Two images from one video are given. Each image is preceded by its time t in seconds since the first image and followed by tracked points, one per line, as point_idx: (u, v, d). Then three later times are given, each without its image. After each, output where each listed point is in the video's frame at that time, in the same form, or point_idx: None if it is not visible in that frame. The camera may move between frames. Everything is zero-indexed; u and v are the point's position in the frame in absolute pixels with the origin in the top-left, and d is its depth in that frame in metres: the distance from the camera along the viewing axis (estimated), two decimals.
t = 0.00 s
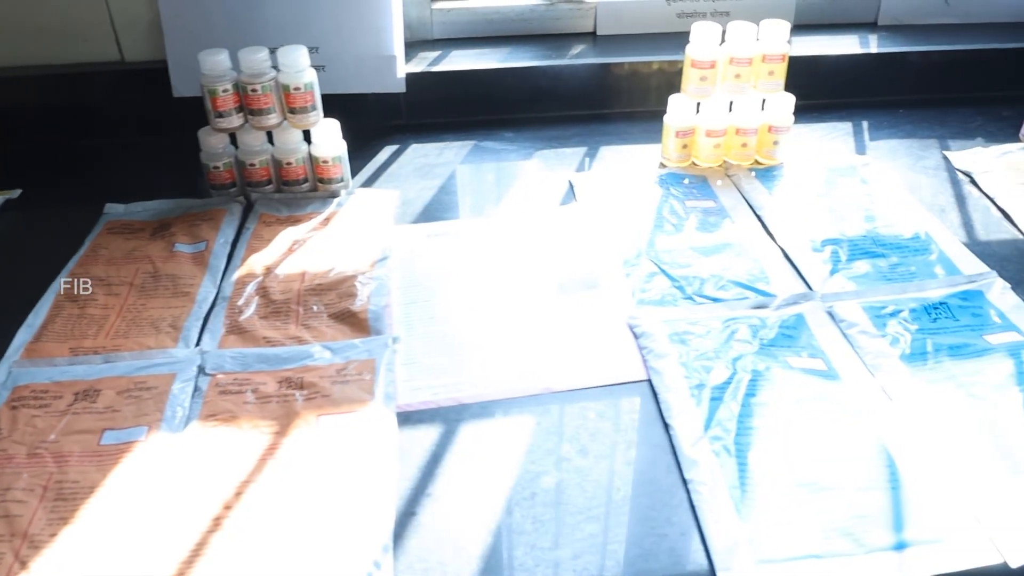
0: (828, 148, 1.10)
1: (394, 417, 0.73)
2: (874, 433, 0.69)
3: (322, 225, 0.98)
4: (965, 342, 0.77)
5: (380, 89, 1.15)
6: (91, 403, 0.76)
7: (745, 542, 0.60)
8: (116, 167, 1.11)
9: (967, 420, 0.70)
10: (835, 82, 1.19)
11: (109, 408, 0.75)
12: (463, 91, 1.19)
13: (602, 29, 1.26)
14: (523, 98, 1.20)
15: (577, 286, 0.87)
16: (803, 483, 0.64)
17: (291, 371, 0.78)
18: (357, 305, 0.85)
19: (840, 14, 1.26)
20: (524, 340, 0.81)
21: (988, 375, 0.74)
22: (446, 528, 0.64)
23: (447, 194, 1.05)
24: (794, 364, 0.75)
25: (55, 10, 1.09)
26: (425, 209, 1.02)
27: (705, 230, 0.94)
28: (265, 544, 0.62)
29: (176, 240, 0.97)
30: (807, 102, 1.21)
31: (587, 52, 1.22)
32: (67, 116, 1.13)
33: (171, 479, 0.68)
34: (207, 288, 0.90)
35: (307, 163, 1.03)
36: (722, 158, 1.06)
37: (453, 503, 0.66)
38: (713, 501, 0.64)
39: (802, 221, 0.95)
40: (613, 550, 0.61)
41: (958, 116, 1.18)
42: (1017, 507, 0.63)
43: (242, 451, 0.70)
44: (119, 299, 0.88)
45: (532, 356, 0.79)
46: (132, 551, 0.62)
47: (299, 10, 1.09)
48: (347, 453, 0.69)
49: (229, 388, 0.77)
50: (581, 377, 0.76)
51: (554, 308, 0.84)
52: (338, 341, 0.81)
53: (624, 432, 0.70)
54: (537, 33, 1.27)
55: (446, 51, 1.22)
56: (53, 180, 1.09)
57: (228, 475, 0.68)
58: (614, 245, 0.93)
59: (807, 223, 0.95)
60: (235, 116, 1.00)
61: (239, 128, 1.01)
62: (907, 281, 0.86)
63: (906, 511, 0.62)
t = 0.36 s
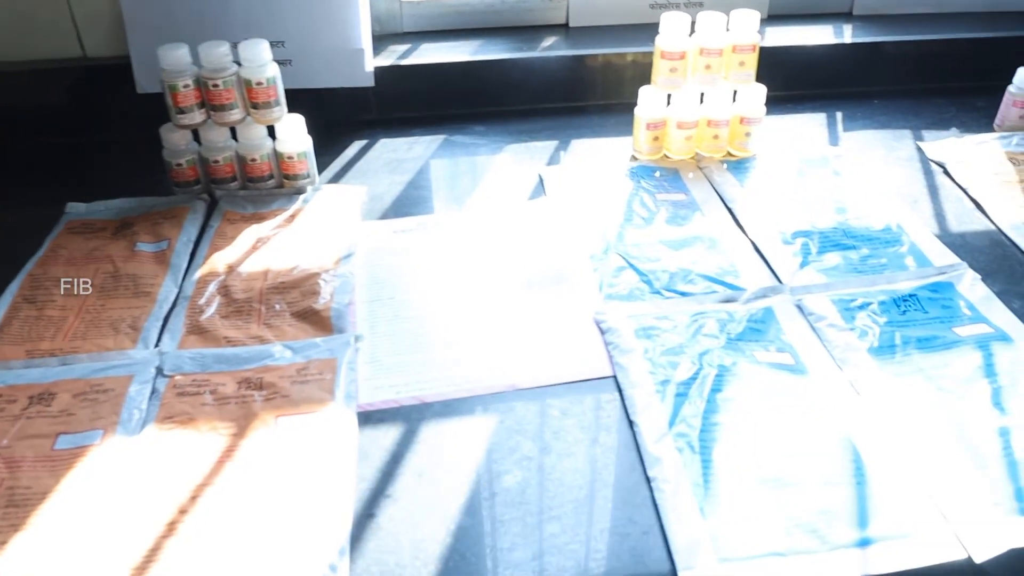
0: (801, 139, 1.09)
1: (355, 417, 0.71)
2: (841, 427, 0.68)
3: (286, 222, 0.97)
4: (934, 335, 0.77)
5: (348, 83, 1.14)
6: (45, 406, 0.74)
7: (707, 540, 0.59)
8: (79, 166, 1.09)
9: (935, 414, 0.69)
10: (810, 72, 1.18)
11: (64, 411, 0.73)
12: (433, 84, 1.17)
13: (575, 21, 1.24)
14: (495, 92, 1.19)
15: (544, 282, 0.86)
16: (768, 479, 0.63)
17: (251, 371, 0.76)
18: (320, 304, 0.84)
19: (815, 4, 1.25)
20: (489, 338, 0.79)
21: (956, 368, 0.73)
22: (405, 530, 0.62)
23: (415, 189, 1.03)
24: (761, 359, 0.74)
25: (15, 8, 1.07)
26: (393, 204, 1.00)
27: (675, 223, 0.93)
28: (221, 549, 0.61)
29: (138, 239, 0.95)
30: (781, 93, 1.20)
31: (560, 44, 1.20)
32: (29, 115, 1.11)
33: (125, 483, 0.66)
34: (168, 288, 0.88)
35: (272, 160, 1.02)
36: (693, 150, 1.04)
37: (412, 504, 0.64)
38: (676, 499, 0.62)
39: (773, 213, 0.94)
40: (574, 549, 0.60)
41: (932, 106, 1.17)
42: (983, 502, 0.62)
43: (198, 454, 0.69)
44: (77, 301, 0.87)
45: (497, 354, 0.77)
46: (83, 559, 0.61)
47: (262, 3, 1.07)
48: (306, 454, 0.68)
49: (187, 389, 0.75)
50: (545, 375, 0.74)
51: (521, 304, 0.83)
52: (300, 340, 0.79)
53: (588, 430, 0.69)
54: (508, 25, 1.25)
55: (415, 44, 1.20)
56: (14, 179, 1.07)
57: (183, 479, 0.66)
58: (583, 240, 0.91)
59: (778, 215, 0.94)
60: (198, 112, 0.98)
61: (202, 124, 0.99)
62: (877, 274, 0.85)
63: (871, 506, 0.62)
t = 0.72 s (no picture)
0: (778, 137, 1.07)
1: (318, 429, 0.69)
2: (816, 434, 0.66)
3: (252, 227, 0.94)
4: (911, 336, 0.75)
5: (317, 84, 1.11)
6: None
7: (679, 553, 0.58)
8: (41, 171, 1.06)
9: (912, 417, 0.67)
10: (787, 68, 1.17)
11: (16, 428, 0.71)
12: (404, 83, 1.14)
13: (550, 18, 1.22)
14: (468, 91, 1.16)
15: (516, 286, 0.84)
16: (741, 489, 0.62)
17: (211, 383, 0.74)
18: (284, 311, 0.81)
19: None
20: (458, 345, 0.77)
21: (934, 370, 0.72)
22: (368, 546, 0.60)
23: (385, 192, 1.01)
24: (735, 363, 0.72)
25: None
26: (363, 208, 0.98)
27: (649, 224, 0.91)
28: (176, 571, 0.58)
29: (99, 247, 0.92)
30: (757, 90, 1.18)
31: (535, 41, 1.17)
32: None
33: (78, 502, 0.64)
34: (129, 297, 0.86)
35: (238, 162, 0.99)
36: (668, 148, 1.02)
37: (376, 520, 0.62)
38: (647, 510, 0.61)
39: (749, 212, 0.92)
40: (542, 564, 0.58)
41: (910, 102, 1.15)
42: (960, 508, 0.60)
43: (155, 471, 0.66)
44: (34, 311, 0.84)
45: (466, 362, 0.75)
46: None
47: (229, 3, 1.04)
48: (266, 469, 0.66)
49: (145, 403, 0.73)
50: (515, 383, 0.72)
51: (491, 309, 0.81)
52: (263, 349, 0.77)
53: (558, 439, 0.67)
54: (481, 23, 1.22)
55: (386, 42, 1.17)
56: None
57: (138, 497, 0.64)
58: (556, 241, 0.89)
59: (754, 214, 0.92)
60: (160, 114, 0.95)
61: (164, 127, 0.96)
62: (854, 273, 0.83)
63: (847, 515, 0.60)
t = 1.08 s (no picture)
0: (750, 139, 1.05)
1: (271, 452, 0.66)
2: (786, 451, 0.64)
3: (208, 236, 0.90)
4: (883, 346, 0.74)
5: (278, 86, 1.06)
6: None
7: None
8: None
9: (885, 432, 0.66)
10: (758, 69, 1.15)
11: None
12: (368, 85, 1.11)
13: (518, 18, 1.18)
14: (435, 93, 1.13)
15: (480, 296, 0.81)
16: (710, 510, 0.60)
17: (160, 404, 0.71)
18: (239, 326, 0.78)
19: None
20: (419, 359, 0.75)
21: (907, 381, 0.70)
22: None
23: (346, 198, 0.97)
24: (704, 377, 0.70)
25: None
26: (322, 215, 0.94)
27: (617, 230, 0.88)
28: None
29: (47, 259, 0.88)
30: (728, 90, 1.16)
31: (502, 41, 1.14)
32: None
33: (15, 533, 0.61)
34: (77, 311, 0.82)
35: (194, 169, 0.95)
36: (638, 151, 1.00)
37: (330, 548, 0.59)
38: (612, 534, 0.58)
39: (720, 218, 0.90)
40: None
41: (882, 102, 1.14)
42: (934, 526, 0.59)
43: (98, 499, 0.63)
44: None
45: (427, 377, 0.73)
46: None
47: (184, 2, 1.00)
48: (216, 495, 0.63)
49: (90, 426, 0.69)
50: (478, 400, 0.70)
51: (454, 321, 0.78)
52: (215, 367, 0.74)
53: (521, 459, 0.65)
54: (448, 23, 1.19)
55: (350, 43, 1.14)
56: None
57: (79, 528, 0.61)
58: (522, 249, 0.86)
59: (724, 219, 0.90)
60: (110, 120, 0.91)
61: (115, 133, 0.92)
62: (826, 280, 0.82)
63: (818, 536, 0.58)
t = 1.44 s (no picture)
0: (734, 146, 1.03)
1: (239, 485, 0.63)
2: (774, 477, 0.62)
3: (176, 253, 0.87)
4: (873, 363, 0.71)
5: (251, 93, 1.02)
6: None
7: None
8: None
9: (876, 455, 0.64)
10: (742, 73, 1.13)
11: None
12: (343, 92, 1.07)
13: (497, 22, 1.16)
14: (412, 100, 1.09)
15: (458, 314, 0.78)
16: (697, 542, 0.57)
17: (123, 435, 0.68)
18: (206, 349, 0.75)
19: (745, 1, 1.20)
20: (394, 382, 0.72)
21: (898, 401, 0.68)
22: None
23: (320, 211, 0.94)
24: (689, 399, 0.68)
25: None
26: (294, 230, 0.91)
27: (599, 243, 0.86)
28: None
29: (7, 279, 0.84)
30: (711, 94, 1.14)
31: (480, 46, 1.11)
32: None
33: None
34: (38, 334, 0.78)
35: (162, 183, 0.91)
36: (620, 160, 0.98)
37: None
38: (596, 570, 0.56)
39: (705, 229, 0.88)
40: None
41: (868, 106, 1.12)
42: (930, 556, 0.57)
43: (54, 539, 0.60)
44: None
45: (403, 402, 0.70)
46: None
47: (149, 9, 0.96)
48: (180, 533, 0.60)
49: (48, 459, 0.66)
50: (455, 426, 0.67)
51: (430, 341, 0.76)
52: (182, 394, 0.71)
53: (500, 489, 0.62)
54: (425, 27, 1.16)
55: (324, 49, 1.10)
56: None
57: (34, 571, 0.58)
58: (501, 263, 0.84)
59: (709, 230, 0.88)
60: (73, 134, 0.86)
61: (79, 146, 0.87)
62: (814, 294, 0.79)
63: (810, 568, 0.56)
